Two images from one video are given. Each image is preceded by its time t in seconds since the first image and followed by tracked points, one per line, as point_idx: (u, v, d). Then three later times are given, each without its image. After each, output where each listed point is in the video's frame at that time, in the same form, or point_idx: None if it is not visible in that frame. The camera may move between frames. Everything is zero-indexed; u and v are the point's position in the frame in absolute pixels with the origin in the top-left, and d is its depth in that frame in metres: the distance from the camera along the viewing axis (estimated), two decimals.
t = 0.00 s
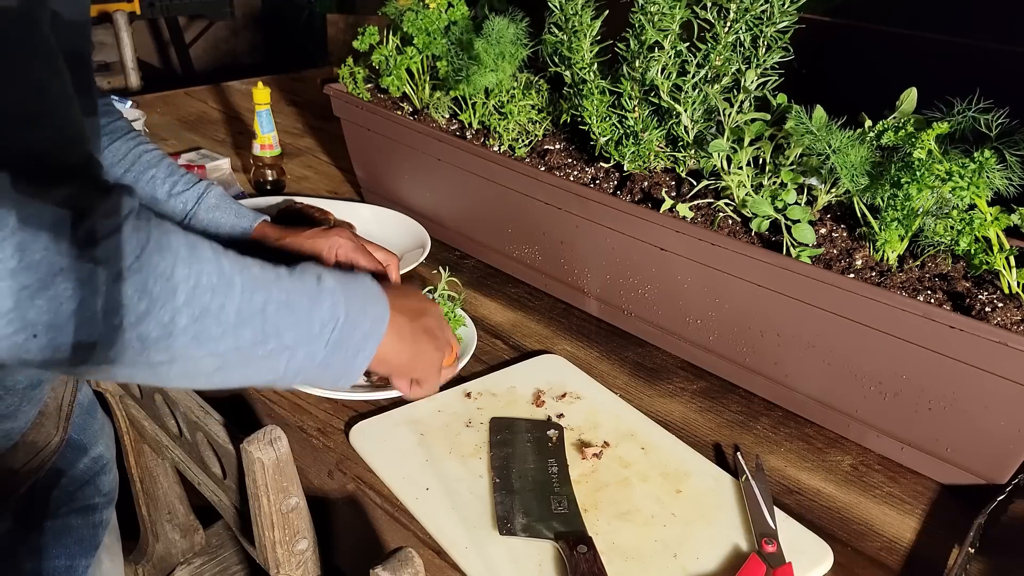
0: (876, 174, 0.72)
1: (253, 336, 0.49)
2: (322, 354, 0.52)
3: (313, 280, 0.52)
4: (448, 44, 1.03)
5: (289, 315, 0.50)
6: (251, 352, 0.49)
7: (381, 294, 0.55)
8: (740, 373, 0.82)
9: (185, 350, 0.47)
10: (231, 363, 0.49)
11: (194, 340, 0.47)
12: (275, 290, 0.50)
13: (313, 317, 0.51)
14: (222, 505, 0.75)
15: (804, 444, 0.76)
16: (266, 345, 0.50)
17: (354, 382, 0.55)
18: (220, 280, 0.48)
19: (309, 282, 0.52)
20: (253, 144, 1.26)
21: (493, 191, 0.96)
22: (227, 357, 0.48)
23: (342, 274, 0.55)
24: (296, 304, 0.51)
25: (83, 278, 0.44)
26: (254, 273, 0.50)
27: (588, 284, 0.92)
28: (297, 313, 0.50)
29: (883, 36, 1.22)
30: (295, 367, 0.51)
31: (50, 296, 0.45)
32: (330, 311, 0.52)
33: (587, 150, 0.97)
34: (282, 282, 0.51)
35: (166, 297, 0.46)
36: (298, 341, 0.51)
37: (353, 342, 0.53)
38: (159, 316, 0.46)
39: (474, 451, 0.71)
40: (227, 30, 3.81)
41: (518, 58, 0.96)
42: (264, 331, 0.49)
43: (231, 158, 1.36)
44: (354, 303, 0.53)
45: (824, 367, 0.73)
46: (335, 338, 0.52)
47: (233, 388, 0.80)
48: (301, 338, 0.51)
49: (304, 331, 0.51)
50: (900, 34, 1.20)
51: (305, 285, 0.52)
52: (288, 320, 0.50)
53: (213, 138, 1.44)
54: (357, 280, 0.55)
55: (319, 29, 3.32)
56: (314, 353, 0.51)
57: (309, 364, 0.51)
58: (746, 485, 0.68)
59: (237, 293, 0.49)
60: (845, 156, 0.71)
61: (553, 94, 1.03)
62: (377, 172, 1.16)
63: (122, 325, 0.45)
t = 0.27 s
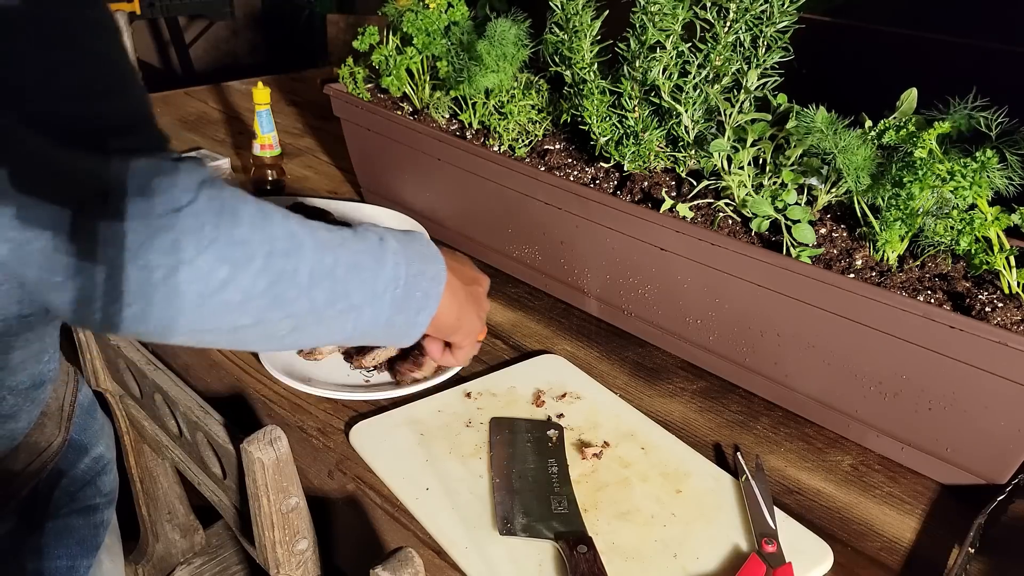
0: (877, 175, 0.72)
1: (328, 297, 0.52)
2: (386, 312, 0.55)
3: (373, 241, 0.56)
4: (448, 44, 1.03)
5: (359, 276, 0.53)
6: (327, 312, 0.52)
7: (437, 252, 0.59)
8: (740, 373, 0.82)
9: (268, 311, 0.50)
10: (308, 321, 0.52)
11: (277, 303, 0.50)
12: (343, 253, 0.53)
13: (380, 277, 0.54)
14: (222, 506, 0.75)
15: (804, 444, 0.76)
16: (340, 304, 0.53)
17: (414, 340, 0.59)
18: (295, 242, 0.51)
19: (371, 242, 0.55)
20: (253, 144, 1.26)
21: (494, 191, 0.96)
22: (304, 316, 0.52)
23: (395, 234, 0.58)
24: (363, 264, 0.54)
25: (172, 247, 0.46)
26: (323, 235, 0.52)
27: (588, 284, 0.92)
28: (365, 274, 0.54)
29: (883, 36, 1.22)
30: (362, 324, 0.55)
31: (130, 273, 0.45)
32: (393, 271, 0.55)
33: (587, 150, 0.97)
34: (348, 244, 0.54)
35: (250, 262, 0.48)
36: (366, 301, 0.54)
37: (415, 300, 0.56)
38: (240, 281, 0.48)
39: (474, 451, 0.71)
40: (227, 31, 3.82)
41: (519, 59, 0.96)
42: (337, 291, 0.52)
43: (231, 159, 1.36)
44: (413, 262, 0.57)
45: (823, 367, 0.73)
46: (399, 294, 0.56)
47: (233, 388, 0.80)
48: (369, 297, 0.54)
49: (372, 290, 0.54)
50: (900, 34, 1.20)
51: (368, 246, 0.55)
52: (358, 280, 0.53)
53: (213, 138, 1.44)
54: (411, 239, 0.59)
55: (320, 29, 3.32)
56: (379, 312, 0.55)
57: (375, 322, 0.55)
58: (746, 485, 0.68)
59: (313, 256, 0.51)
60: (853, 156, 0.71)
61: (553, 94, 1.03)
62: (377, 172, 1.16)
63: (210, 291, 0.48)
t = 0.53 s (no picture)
0: (877, 175, 0.72)
1: (342, 299, 0.57)
2: (396, 316, 0.61)
3: (401, 249, 0.63)
4: (450, 44, 1.02)
5: (372, 281, 0.59)
6: (338, 313, 0.57)
7: (448, 261, 0.67)
8: (740, 373, 0.82)
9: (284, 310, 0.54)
10: (319, 321, 0.57)
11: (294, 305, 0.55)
12: (360, 260, 0.58)
13: (392, 284, 0.60)
14: (222, 506, 0.75)
15: (804, 444, 0.76)
16: (351, 306, 0.58)
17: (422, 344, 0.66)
18: (315, 248, 0.55)
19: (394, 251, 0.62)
20: (253, 144, 1.26)
21: (493, 191, 0.96)
22: (318, 316, 0.56)
23: (409, 243, 0.64)
24: (378, 270, 0.60)
25: (205, 247, 0.49)
26: (342, 241, 0.58)
27: (589, 284, 0.92)
28: (382, 282, 0.60)
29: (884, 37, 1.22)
30: (372, 327, 0.60)
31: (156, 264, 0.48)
32: (406, 279, 0.62)
33: (587, 150, 0.97)
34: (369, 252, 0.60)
35: (275, 264, 0.53)
36: (378, 304, 0.60)
37: (424, 308, 0.63)
38: (264, 282, 0.53)
39: (474, 451, 0.71)
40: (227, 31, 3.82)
41: (520, 59, 0.96)
42: (350, 295, 0.58)
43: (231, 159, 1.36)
44: (425, 271, 0.63)
45: (824, 367, 0.73)
46: (410, 302, 0.62)
47: (233, 388, 0.80)
48: (382, 301, 0.60)
49: (384, 296, 0.60)
50: (901, 35, 1.20)
51: (386, 254, 0.61)
52: (371, 285, 0.59)
53: (213, 138, 1.44)
54: (424, 248, 0.65)
55: (320, 29, 3.32)
56: (392, 317, 0.61)
57: (386, 325, 0.61)
58: (746, 485, 0.68)
59: (331, 261, 0.56)
60: (843, 160, 0.72)
61: (553, 94, 1.03)
62: (377, 172, 1.16)
63: (234, 288, 0.51)
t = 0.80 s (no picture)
0: (878, 175, 0.72)
1: (323, 314, 0.56)
2: (376, 333, 0.59)
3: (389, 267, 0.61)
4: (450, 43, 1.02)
5: (356, 298, 0.57)
6: (319, 327, 0.56)
7: (430, 285, 0.64)
8: (740, 372, 0.82)
9: (268, 322, 0.53)
10: (301, 335, 0.56)
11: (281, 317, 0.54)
12: (346, 276, 0.57)
13: (375, 302, 0.58)
14: (222, 506, 0.75)
15: (804, 444, 0.76)
16: (333, 321, 0.56)
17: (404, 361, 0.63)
18: (303, 262, 0.54)
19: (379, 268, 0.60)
20: (253, 144, 1.26)
21: (493, 191, 0.96)
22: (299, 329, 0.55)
23: (394, 261, 0.62)
24: (363, 288, 0.58)
25: (196, 251, 0.49)
26: (330, 255, 0.56)
27: (588, 283, 0.92)
28: (365, 300, 0.58)
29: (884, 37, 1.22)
30: (352, 344, 0.58)
31: (151, 269, 0.48)
32: (389, 298, 0.59)
33: (588, 150, 0.97)
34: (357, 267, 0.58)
35: (262, 273, 0.52)
36: (360, 322, 0.58)
37: (406, 327, 0.61)
38: (253, 292, 0.52)
39: (474, 451, 0.71)
40: (227, 31, 3.82)
41: (520, 58, 0.96)
42: (332, 310, 0.56)
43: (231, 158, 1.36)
44: (408, 292, 0.61)
45: (824, 367, 0.73)
46: (389, 322, 0.60)
47: (233, 388, 0.80)
48: (364, 319, 0.58)
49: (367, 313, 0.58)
50: (901, 35, 1.20)
51: (372, 271, 0.59)
52: (355, 302, 0.57)
53: (213, 138, 1.44)
54: (410, 268, 0.63)
55: (320, 29, 3.32)
56: (375, 335, 0.59)
57: (366, 343, 0.59)
58: (746, 485, 0.68)
59: (317, 276, 0.55)
60: (849, 156, 0.71)
61: (553, 93, 1.03)
62: (377, 172, 1.16)
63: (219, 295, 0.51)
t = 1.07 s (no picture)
0: (880, 173, 0.71)
1: (187, 351, 0.54)
2: (253, 375, 0.56)
3: (277, 305, 0.58)
4: (452, 42, 1.02)
5: (223, 336, 0.55)
6: (180, 367, 0.54)
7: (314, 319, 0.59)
8: (740, 372, 0.82)
9: (132, 361, 0.52)
10: (164, 377, 0.54)
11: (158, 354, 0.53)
12: (219, 312, 0.55)
13: (246, 340, 0.56)
14: (222, 506, 0.75)
15: (804, 444, 0.76)
16: (197, 361, 0.54)
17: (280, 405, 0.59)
18: (168, 299, 0.53)
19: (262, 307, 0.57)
20: (253, 144, 1.26)
21: (493, 190, 0.96)
22: (170, 368, 0.53)
23: (278, 296, 0.59)
24: (232, 325, 0.55)
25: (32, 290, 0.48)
26: (200, 290, 0.55)
27: (588, 283, 0.92)
28: (234, 338, 0.55)
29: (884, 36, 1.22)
30: (219, 385, 0.56)
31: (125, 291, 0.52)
32: (262, 338, 0.56)
33: (588, 150, 0.97)
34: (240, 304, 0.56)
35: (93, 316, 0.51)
36: (226, 361, 0.55)
37: (281, 369, 0.57)
38: (128, 329, 0.52)
39: (474, 451, 0.71)
40: (228, 31, 3.82)
41: (523, 58, 0.96)
42: (202, 348, 0.54)
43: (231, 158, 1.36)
44: (286, 329, 0.57)
45: (824, 367, 0.73)
46: (265, 363, 0.56)
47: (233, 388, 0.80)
48: (234, 359, 0.55)
49: (235, 353, 0.55)
50: (901, 34, 1.20)
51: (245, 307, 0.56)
52: (222, 340, 0.55)
53: (213, 138, 1.44)
54: (295, 304, 0.59)
55: (320, 29, 3.32)
56: (255, 377, 0.56)
57: (236, 384, 0.56)
58: (746, 485, 0.68)
59: (179, 315, 0.54)
60: (848, 153, 0.71)
61: (553, 93, 1.03)
62: (377, 172, 1.16)
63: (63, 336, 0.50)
